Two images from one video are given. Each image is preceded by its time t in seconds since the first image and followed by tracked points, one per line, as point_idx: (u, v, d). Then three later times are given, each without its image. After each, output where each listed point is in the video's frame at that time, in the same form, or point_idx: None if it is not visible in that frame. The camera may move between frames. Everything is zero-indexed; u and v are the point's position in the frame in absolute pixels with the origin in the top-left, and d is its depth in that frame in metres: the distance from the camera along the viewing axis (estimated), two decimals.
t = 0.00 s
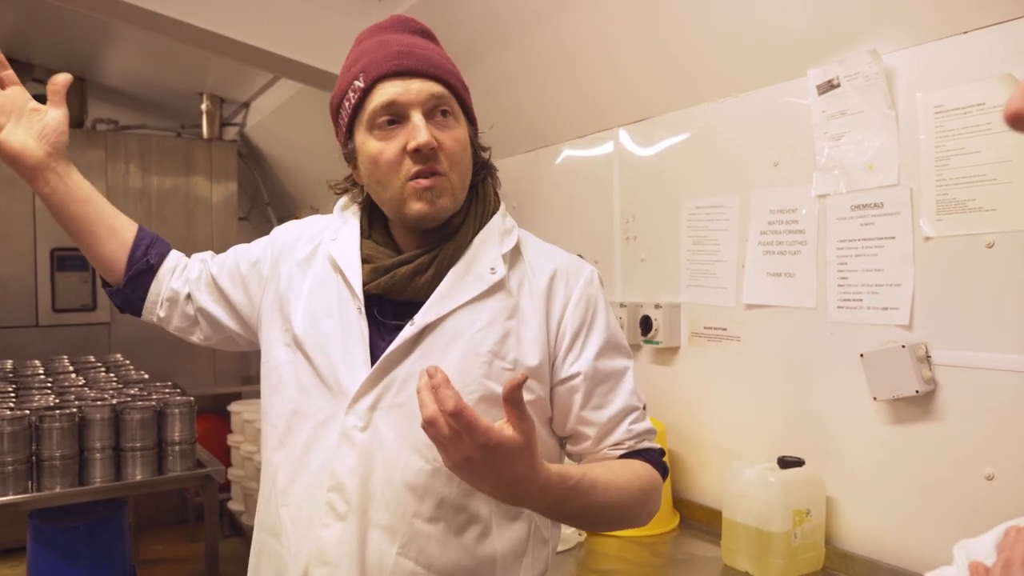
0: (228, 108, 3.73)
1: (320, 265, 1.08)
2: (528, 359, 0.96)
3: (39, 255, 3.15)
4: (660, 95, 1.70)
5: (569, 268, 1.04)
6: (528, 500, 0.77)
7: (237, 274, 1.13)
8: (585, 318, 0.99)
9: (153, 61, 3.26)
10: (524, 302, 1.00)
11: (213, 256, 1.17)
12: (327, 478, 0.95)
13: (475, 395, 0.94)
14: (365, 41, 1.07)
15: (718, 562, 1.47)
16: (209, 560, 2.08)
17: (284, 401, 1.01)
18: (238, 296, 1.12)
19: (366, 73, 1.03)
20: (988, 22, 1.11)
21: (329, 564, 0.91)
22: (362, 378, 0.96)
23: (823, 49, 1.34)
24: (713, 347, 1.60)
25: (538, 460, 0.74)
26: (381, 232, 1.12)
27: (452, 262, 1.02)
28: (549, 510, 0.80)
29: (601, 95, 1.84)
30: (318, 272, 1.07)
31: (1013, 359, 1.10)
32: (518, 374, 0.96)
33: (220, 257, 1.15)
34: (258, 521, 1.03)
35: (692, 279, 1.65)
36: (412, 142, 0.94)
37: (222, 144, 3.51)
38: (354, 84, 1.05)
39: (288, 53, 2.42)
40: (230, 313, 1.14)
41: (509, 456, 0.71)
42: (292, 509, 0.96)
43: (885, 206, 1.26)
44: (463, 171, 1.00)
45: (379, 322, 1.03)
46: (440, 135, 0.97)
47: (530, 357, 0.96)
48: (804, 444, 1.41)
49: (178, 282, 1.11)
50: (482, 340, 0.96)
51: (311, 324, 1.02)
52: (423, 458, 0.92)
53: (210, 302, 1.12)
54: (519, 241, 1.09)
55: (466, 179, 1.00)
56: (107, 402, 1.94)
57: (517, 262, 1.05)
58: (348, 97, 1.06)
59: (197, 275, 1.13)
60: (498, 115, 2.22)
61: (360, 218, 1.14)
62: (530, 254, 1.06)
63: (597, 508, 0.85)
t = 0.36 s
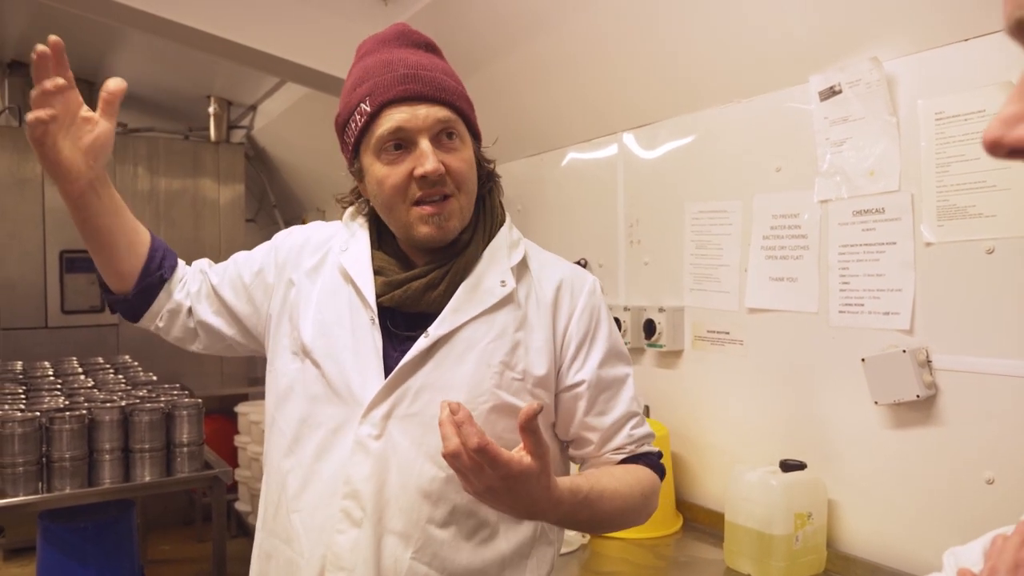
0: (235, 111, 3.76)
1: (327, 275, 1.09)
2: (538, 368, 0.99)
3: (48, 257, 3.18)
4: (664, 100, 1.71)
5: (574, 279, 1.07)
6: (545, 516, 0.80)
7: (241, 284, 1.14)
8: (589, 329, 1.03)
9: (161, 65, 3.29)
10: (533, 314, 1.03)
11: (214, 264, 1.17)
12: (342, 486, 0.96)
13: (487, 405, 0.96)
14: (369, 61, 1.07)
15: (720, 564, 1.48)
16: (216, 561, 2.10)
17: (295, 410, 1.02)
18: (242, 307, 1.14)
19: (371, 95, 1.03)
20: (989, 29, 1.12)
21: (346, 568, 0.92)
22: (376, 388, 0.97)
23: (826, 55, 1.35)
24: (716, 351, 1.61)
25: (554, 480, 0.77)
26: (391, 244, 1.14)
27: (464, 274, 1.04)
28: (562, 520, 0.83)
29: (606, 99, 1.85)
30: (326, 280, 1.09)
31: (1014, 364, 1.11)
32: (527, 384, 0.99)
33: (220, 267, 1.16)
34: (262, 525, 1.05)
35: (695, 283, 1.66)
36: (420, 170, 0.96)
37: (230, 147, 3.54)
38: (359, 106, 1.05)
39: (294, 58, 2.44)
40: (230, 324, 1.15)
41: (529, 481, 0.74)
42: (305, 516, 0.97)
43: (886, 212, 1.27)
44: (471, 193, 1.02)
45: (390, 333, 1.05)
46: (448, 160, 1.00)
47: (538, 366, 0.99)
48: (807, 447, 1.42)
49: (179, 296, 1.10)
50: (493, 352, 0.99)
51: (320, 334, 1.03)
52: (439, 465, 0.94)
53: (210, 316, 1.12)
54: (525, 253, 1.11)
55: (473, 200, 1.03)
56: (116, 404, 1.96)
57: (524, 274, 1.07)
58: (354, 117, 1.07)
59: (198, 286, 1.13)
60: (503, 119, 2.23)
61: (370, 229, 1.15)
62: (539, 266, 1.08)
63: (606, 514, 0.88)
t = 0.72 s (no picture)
0: (241, 111, 3.79)
1: (324, 277, 1.10)
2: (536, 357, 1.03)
3: (55, 257, 3.21)
4: (665, 100, 1.72)
5: (563, 269, 1.12)
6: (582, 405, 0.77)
7: (232, 295, 1.13)
8: (580, 316, 1.07)
9: (167, 66, 3.32)
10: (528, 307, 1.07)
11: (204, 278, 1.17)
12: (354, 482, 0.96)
13: (491, 395, 0.99)
14: (348, 72, 1.09)
15: (720, 560, 1.49)
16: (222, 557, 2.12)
17: (296, 409, 1.01)
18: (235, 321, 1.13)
19: (340, 111, 1.05)
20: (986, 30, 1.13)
21: (361, 563, 0.92)
22: (383, 385, 0.99)
23: (825, 56, 1.36)
24: (716, 350, 1.62)
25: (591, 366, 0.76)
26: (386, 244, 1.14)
27: (461, 271, 1.07)
28: (590, 422, 0.81)
29: (608, 99, 1.87)
30: (325, 282, 1.09)
31: (1010, 362, 1.12)
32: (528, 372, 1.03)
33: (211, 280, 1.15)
34: (263, 534, 1.03)
35: (695, 281, 1.68)
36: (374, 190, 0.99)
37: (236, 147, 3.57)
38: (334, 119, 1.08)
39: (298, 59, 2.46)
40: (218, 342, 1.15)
41: (575, 351, 0.73)
42: (315, 518, 0.96)
43: (884, 211, 1.28)
44: (434, 206, 1.04)
45: (392, 331, 1.07)
46: (406, 179, 1.01)
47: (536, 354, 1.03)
48: (806, 444, 1.43)
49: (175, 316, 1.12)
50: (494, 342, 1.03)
51: (321, 335, 1.04)
52: (446, 455, 0.96)
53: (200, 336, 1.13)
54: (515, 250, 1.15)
55: (437, 211, 1.05)
56: (123, 402, 1.99)
57: (516, 270, 1.11)
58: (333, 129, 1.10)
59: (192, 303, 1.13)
60: (504, 119, 2.25)
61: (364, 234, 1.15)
62: (531, 258, 1.13)
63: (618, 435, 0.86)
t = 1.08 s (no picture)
0: (248, 112, 3.81)
1: (327, 282, 1.10)
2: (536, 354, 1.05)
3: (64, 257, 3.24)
4: (670, 100, 1.73)
5: (561, 265, 1.14)
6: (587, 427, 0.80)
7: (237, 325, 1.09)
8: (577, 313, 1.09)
9: (175, 67, 3.34)
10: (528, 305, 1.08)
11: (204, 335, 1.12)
12: (362, 482, 0.98)
13: (495, 392, 1.02)
14: (345, 79, 1.10)
15: (724, 558, 1.51)
16: (229, 555, 2.14)
17: (299, 413, 1.02)
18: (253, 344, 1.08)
19: (335, 119, 1.07)
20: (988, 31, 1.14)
21: (374, 561, 0.94)
22: (388, 385, 1.01)
23: (827, 57, 1.37)
24: (720, 349, 1.63)
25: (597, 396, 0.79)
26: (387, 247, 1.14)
27: (461, 272, 1.08)
28: (590, 454, 0.84)
29: (612, 100, 1.88)
30: (327, 287, 1.09)
31: (1010, 360, 1.13)
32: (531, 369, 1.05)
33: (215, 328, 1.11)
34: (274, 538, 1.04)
35: (699, 281, 1.69)
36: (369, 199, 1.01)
37: (243, 148, 3.59)
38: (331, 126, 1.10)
39: (305, 61, 2.48)
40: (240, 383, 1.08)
41: (583, 386, 0.76)
42: (324, 519, 0.98)
43: (886, 211, 1.29)
44: (428, 211, 1.06)
45: (395, 332, 1.07)
46: (401, 186, 1.02)
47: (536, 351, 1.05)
48: (808, 441, 1.44)
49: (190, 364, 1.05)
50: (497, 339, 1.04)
51: (325, 339, 1.05)
52: (453, 452, 0.98)
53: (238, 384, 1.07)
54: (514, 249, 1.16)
55: (432, 216, 1.07)
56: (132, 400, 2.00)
57: (516, 266, 1.12)
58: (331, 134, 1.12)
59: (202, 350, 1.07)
60: (509, 119, 2.27)
61: (365, 238, 1.15)
62: (530, 255, 1.14)
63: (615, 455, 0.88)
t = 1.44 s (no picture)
0: (252, 110, 3.82)
1: (330, 282, 1.09)
2: (545, 353, 1.05)
3: (68, 255, 3.25)
4: (674, 98, 1.73)
5: (567, 261, 1.13)
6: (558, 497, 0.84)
7: (242, 343, 1.08)
8: (581, 310, 1.09)
9: (179, 66, 3.35)
10: (536, 304, 1.07)
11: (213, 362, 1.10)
12: (378, 483, 0.98)
13: (508, 390, 1.02)
14: (368, 69, 1.08)
15: (728, 555, 1.50)
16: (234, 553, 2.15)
17: (311, 416, 1.02)
18: (260, 360, 1.06)
19: (370, 108, 1.04)
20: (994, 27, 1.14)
21: (393, 565, 0.96)
22: (401, 389, 1.00)
23: (832, 53, 1.37)
24: (725, 347, 1.63)
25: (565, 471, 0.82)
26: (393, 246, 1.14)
27: (472, 271, 1.07)
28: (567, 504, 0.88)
29: (617, 97, 1.88)
30: (333, 288, 1.08)
31: (1017, 358, 1.12)
32: (539, 367, 1.05)
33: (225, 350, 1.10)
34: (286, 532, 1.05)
35: (704, 279, 1.69)
36: (417, 187, 1.00)
37: (247, 146, 3.60)
38: (358, 117, 1.07)
39: (309, 59, 2.48)
40: (258, 403, 1.08)
41: (547, 466, 0.79)
42: (337, 519, 0.99)
43: (892, 208, 1.29)
44: (466, 201, 1.07)
45: (405, 333, 1.06)
46: (445, 175, 1.03)
47: (546, 349, 1.05)
48: (813, 439, 1.44)
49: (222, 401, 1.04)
50: (508, 338, 1.04)
51: (334, 341, 1.04)
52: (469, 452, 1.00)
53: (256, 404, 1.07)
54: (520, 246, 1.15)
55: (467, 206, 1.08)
56: (137, 398, 2.01)
57: (524, 263, 1.11)
58: (354, 126, 1.08)
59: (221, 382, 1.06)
60: (513, 116, 2.26)
61: (371, 236, 1.14)
62: (537, 252, 1.13)
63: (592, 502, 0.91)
